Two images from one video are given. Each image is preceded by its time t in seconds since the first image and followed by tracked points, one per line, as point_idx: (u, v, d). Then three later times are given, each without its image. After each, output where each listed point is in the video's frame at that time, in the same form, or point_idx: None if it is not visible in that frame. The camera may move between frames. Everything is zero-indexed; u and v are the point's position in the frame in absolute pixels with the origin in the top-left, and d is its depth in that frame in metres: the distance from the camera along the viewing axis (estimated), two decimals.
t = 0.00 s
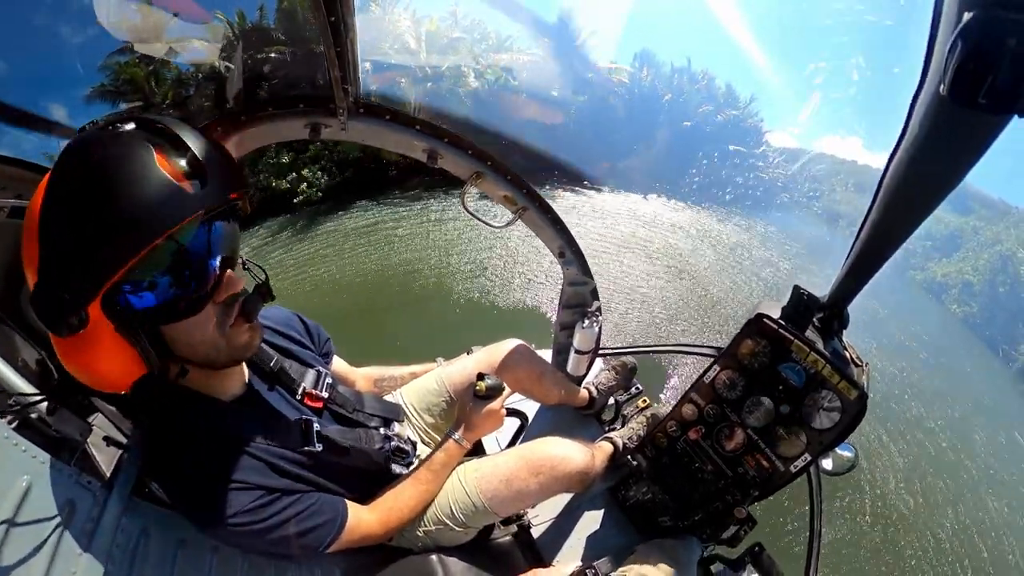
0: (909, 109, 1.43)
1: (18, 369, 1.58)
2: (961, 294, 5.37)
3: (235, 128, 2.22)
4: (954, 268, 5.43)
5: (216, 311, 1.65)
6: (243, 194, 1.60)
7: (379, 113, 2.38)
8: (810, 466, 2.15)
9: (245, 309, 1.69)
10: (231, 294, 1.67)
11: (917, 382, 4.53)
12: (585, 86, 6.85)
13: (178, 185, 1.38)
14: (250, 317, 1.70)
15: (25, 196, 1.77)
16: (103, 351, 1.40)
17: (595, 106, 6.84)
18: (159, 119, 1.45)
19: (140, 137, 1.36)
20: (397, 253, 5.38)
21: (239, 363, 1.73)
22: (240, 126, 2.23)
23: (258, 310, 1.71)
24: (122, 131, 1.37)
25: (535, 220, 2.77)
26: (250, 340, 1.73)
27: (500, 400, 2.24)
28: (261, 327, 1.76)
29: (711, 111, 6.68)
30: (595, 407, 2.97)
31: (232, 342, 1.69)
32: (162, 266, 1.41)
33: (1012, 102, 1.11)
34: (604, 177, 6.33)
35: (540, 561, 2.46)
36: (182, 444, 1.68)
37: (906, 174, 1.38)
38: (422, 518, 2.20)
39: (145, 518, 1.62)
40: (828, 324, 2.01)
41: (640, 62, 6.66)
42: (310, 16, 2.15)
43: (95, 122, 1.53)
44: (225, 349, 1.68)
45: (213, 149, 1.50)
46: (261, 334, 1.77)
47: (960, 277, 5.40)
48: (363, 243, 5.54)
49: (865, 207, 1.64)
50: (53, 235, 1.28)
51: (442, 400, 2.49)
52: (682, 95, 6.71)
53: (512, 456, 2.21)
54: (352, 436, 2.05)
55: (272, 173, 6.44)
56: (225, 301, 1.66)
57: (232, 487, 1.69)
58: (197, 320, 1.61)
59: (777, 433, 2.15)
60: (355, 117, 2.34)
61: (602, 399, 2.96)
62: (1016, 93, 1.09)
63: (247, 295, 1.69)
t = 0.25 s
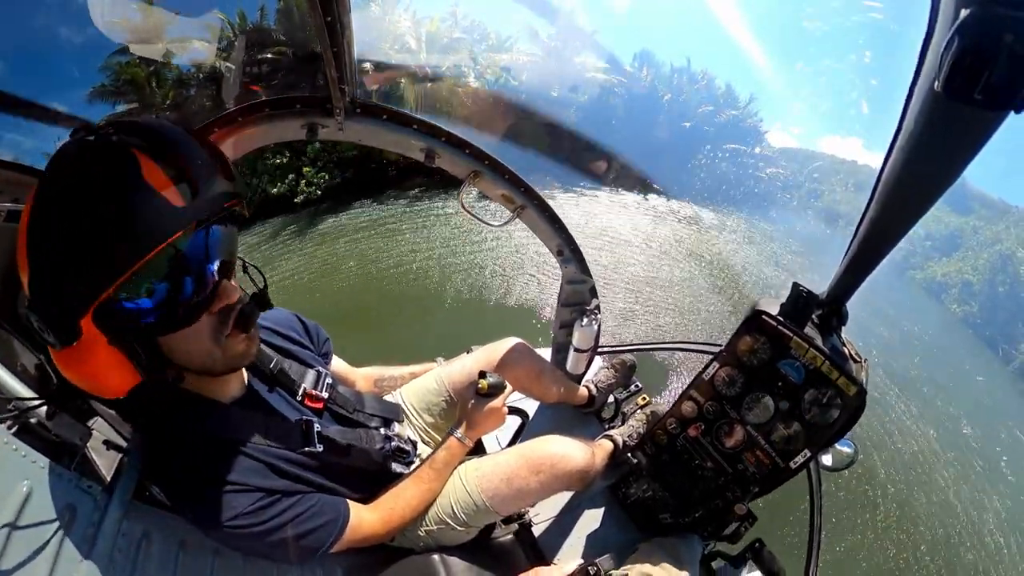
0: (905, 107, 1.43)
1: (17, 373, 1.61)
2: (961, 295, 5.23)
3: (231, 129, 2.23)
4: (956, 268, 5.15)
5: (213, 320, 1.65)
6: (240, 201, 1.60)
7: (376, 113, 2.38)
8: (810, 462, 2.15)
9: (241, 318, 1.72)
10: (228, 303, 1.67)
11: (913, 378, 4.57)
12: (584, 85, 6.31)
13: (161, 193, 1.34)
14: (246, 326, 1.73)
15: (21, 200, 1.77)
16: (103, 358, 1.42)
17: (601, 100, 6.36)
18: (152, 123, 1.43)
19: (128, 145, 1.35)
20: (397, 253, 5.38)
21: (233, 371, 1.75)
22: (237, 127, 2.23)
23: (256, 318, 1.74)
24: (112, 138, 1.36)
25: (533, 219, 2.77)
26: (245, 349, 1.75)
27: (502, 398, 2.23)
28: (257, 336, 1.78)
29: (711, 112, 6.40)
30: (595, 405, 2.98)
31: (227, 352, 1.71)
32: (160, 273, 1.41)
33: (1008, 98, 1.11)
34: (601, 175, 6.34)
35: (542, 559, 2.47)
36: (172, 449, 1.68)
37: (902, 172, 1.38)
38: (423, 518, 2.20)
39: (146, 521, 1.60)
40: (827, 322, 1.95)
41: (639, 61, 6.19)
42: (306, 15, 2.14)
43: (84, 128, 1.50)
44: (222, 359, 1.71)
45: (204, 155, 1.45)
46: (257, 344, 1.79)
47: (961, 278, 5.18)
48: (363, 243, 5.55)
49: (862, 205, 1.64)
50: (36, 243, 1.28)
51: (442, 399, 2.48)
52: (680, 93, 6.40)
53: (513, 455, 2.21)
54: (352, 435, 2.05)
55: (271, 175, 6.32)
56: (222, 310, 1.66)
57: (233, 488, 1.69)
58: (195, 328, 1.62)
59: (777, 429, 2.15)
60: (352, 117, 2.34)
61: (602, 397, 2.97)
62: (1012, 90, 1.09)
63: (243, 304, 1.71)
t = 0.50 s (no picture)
0: (900, 103, 1.43)
1: (13, 379, 1.59)
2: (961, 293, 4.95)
3: (228, 130, 2.21)
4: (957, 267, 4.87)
5: (211, 323, 1.67)
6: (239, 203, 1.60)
7: (372, 113, 2.39)
8: (808, 457, 2.16)
9: (238, 321, 1.71)
10: (226, 306, 1.69)
11: (908, 375, 4.60)
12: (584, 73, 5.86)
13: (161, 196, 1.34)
14: (244, 329, 1.72)
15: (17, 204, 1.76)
16: (100, 358, 1.39)
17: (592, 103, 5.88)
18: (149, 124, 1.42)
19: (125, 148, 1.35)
20: (395, 253, 5.37)
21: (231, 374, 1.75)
22: (233, 128, 2.22)
23: (253, 321, 1.73)
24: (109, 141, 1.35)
25: (530, 218, 2.77)
26: (243, 351, 1.74)
27: (502, 396, 2.23)
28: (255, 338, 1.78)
29: (710, 110, 5.63)
30: (593, 403, 2.99)
31: (225, 354, 1.71)
32: (158, 275, 1.43)
33: (1002, 94, 1.12)
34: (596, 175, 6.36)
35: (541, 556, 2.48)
36: (169, 451, 1.68)
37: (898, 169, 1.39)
38: (423, 517, 2.21)
39: (146, 527, 1.61)
40: (824, 317, 2.02)
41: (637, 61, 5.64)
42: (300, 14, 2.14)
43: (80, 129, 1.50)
44: (220, 360, 1.70)
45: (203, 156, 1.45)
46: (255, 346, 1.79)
47: (959, 277, 4.87)
48: (360, 243, 5.53)
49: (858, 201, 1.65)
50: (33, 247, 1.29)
51: (441, 398, 2.49)
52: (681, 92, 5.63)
53: (512, 453, 2.22)
54: (352, 435, 2.05)
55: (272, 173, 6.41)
56: (220, 312, 1.68)
57: (234, 490, 1.69)
58: (193, 331, 1.63)
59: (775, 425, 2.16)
60: (348, 117, 2.34)
61: (600, 394, 2.97)
62: (1006, 84, 1.10)
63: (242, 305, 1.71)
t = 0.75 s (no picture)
0: (892, 103, 1.44)
1: (5, 386, 1.57)
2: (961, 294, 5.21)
3: (221, 132, 2.23)
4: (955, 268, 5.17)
5: (205, 326, 1.66)
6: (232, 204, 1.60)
7: (367, 113, 2.38)
8: (804, 453, 2.17)
9: (233, 323, 1.71)
10: (221, 308, 1.68)
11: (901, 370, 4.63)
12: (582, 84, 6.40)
13: (151, 196, 1.34)
14: (239, 331, 1.73)
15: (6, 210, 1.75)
16: (93, 363, 1.38)
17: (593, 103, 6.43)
18: (141, 127, 1.44)
19: (117, 148, 1.36)
20: (391, 253, 5.36)
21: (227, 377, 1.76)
22: (228, 130, 2.24)
23: (248, 323, 1.74)
24: (101, 142, 1.36)
25: (526, 218, 2.77)
26: (239, 354, 1.75)
27: (498, 397, 2.24)
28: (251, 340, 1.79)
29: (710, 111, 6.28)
30: (590, 402, 2.99)
31: (221, 357, 1.71)
32: (151, 279, 1.42)
33: (992, 93, 1.12)
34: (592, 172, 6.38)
35: (540, 556, 2.46)
36: (162, 459, 1.68)
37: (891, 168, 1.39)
38: (422, 518, 2.21)
39: (142, 532, 1.60)
40: (818, 313, 2.02)
41: (638, 64, 6.25)
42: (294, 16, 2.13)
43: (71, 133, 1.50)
44: (215, 363, 1.71)
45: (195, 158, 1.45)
46: (250, 348, 1.80)
47: (959, 276, 5.17)
48: (356, 244, 5.52)
49: (851, 201, 1.65)
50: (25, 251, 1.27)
51: (438, 399, 2.49)
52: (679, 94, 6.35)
53: (509, 452, 2.23)
54: (350, 436, 2.06)
55: (275, 172, 6.22)
56: (215, 315, 1.67)
57: (232, 496, 1.70)
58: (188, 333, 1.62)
59: (771, 421, 2.17)
60: (342, 117, 2.34)
61: (595, 394, 2.98)
62: (999, 84, 1.10)
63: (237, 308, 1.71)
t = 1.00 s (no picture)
0: (890, 103, 1.44)
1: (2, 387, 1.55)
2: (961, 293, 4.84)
3: (218, 132, 2.21)
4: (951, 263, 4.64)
5: (203, 325, 1.64)
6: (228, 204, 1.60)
7: (366, 115, 2.39)
8: (804, 453, 2.17)
9: (231, 323, 1.70)
10: (219, 308, 1.67)
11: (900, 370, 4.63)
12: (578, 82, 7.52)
13: (153, 198, 1.35)
14: (238, 331, 1.71)
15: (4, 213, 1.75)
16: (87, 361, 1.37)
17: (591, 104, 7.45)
18: (136, 126, 1.42)
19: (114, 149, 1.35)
20: (390, 254, 5.37)
21: (226, 377, 1.74)
22: (225, 130, 2.21)
23: (245, 323, 1.72)
24: (97, 142, 1.35)
25: (524, 219, 2.77)
26: (237, 354, 1.74)
27: (495, 400, 2.23)
28: (248, 339, 1.78)
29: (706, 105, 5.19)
30: (588, 404, 2.99)
31: (220, 357, 1.70)
32: (149, 280, 1.43)
33: (988, 93, 1.13)
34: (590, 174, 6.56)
35: (541, 558, 2.43)
36: (162, 460, 1.68)
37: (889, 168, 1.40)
38: (422, 521, 2.21)
39: (140, 534, 1.59)
40: (816, 313, 2.04)
41: (636, 62, 5.09)
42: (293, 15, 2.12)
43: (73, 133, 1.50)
44: (214, 364, 1.69)
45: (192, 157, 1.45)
46: (248, 348, 1.78)
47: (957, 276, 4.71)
48: (356, 245, 5.52)
49: (850, 200, 1.66)
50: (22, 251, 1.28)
51: (437, 400, 2.49)
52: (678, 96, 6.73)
53: (509, 453, 2.23)
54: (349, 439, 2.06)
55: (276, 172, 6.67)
56: (213, 315, 1.66)
57: (231, 498, 1.69)
58: (185, 335, 1.61)
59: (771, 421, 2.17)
60: (341, 119, 2.34)
61: (594, 395, 2.98)
62: (995, 84, 1.11)
63: (236, 308, 1.70)
